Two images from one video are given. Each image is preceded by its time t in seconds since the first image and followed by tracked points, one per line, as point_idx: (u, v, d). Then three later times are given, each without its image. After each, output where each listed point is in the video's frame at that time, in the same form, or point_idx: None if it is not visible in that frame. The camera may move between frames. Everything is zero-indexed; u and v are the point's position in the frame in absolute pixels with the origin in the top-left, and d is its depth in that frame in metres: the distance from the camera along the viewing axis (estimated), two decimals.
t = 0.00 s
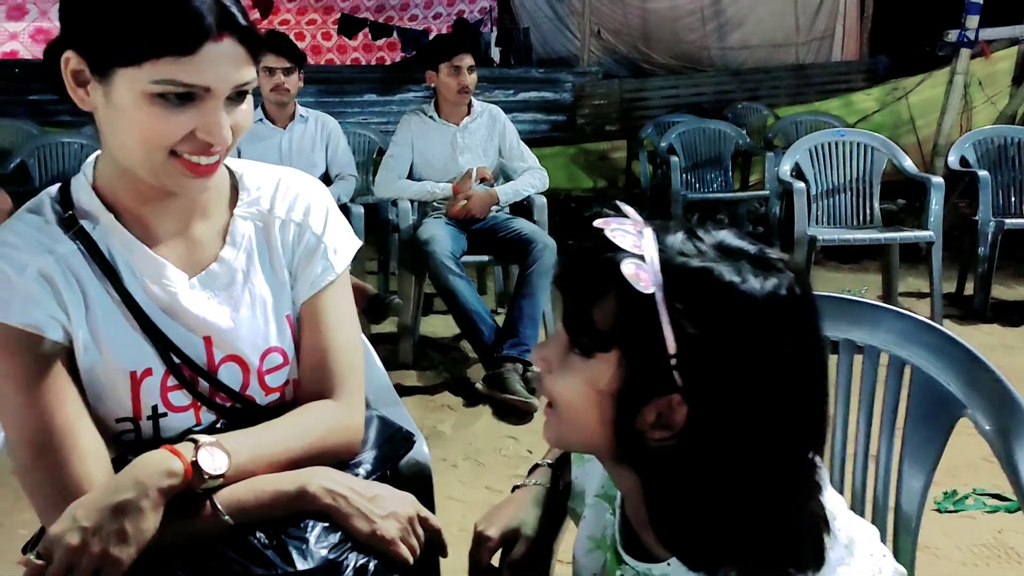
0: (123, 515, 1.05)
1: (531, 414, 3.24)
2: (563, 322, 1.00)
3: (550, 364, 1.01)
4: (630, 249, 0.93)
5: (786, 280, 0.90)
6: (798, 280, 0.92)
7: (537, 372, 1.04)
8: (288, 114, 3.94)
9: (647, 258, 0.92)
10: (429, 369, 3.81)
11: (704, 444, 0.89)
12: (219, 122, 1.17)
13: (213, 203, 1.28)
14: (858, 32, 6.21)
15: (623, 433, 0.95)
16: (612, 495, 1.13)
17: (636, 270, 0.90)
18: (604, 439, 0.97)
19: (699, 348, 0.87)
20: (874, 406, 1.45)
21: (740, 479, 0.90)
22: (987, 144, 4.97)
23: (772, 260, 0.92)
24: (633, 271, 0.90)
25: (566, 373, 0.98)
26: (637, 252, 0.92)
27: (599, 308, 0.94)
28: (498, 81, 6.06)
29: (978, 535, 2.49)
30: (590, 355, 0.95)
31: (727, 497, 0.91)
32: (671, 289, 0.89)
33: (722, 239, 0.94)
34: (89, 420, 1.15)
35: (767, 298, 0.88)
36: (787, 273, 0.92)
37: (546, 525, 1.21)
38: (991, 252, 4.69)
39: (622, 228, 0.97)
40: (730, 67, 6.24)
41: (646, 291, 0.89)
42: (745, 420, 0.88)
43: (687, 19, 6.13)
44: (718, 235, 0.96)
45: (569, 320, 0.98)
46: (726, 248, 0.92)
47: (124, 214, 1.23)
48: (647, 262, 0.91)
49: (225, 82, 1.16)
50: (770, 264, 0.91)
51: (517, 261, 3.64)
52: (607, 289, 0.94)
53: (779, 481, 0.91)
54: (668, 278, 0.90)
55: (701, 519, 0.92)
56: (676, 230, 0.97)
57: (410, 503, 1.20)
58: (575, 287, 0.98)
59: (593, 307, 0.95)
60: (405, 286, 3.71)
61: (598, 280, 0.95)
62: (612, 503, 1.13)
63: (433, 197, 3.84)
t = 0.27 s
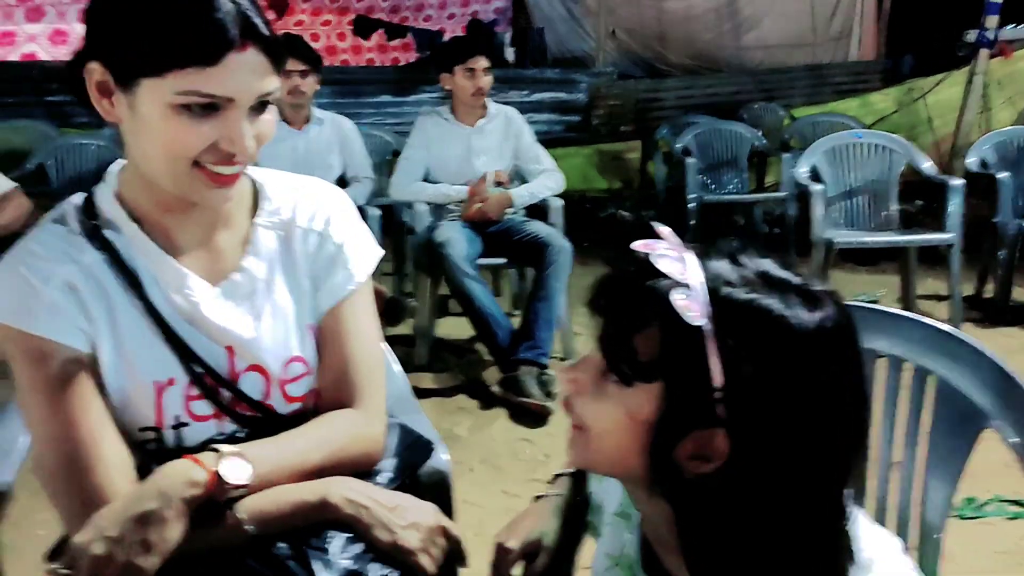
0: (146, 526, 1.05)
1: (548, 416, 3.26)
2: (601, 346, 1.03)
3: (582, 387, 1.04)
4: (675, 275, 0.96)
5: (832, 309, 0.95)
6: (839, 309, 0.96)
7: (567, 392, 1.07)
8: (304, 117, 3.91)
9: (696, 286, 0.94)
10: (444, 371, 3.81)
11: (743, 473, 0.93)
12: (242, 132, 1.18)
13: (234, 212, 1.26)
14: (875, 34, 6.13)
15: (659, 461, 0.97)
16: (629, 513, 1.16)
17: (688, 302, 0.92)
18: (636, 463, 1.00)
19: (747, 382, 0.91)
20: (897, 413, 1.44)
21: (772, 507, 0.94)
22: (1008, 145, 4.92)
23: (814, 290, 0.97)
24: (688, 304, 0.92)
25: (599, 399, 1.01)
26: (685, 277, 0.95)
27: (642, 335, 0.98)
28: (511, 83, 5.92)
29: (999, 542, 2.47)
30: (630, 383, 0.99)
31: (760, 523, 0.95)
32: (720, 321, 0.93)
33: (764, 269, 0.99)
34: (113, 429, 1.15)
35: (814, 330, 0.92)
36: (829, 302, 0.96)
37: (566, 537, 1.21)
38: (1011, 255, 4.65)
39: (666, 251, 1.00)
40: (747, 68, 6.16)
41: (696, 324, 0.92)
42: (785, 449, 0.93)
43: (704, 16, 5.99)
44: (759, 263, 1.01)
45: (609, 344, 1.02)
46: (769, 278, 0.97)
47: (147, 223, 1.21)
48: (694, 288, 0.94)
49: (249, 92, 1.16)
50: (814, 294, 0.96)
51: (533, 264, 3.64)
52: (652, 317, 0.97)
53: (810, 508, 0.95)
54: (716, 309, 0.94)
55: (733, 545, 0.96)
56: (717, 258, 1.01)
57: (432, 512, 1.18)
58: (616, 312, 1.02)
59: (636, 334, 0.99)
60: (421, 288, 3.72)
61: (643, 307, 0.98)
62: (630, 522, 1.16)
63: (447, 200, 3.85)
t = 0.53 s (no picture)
0: (179, 531, 1.08)
1: (567, 420, 3.26)
2: (634, 353, 1.04)
3: (618, 393, 1.05)
4: (702, 276, 0.97)
5: (858, 299, 0.97)
6: (865, 300, 0.98)
7: (604, 398, 1.08)
8: (326, 123, 3.98)
9: (721, 287, 0.96)
10: (465, 374, 3.83)
11: (783, 469, 0.94)
12: (246, 120, 1.20)
13: (263, 224, 1.30)
14: (896, 32, 6.13)
15: (700, 461, 0.99)
16: (665, 514, 1.16)
17: (716, 301, 0.94)
18: (679, 464, 1.01)
19: (778, 376, 0.92)
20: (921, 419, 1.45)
21: (814, 503, 0.95)
22: None
23: (838, 282, 0.98)
24: (716, 302, 0.94)
25: (635, 404, 1.03)
26: (711, 278, 0.97)
27: (675, 337, 0.99)
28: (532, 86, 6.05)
29: None
30: (664, 386, 1.00)
31: (805, 519, 0.95)
32: (748, 318, 0.94)
33: (788, 264, 1.01)
34: (147, 438, 1.17)
35: (841, 321, 0.94)
36: (853, 293, 0.98)
37: (591, 543, 1.23)
38: None
39: (690, 253, 1.01)
40: (764, 70, 6.21)
41: (726, 323, 0.93)
42: (824, 442, 0.93)
43: (722, 21, 6.11)
44: (784, 259, 1.04)
45: (640, 348, 1.02)
46: (795, 273, 0.99)
47: (179, 236, 1.26)
48: (722, 289, 0.96)
49: (249, 77, 1.19)
50: (839, 285, 0.98)
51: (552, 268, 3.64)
52: (682, 318, 0.98)
53: (852, 503, 0.95)
54: (744, 307, 0.95)
55: (780, 543, 0.96)
56: (742, 259, 1.03)
57: (458, 520, 1.22)
58: (646, 316, 1.02)
59: (668, 336, 0.99)
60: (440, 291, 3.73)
61: (671, 312, 0.99)
62: (665, 523, 1.15)
63: (467, 205, 3.86)
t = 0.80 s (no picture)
0: (202, 531, 1.09)
1: (584, 423, 3.25)
2: (655, 351, 1.06)
3: (639, 392, 1.06)
4: (723, 271, 0.99)
5: (879, 298, 0.98)
6: (885, 299, 1.00)
7: (625, 402, 1.09)
8: (343, 127, 3.98)
9: (741, 281, 0.98)
10: (482, 377, 3.84)
11: (802, 461, 0.94)
12: (255, 116, 1.22)
13: (282, 230, 1.32)
14: (915, 33, 6.11)
15: (720, 454, 0.99)
16: (683, 520, 1.17)
17: (736, 293, 0.95)
18: (701, 463, 1.01)
19: (798, 367, 0.93)
20: (942, 424, 1.44)
21: (833, 497, 0.95)
22: None
23: (858, 280, 1.00)
24: (738, 294, 0.95)
25: (655, 402, 1.04)
26: (731, 272, 0.99)
27: (697, 330, 1.00)
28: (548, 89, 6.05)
29: None
30: (684, 380, 1.01)
31: (824, 512, 0.96)
32: (770, 313, 0.96)
33: (808, 265, 1.03)
34: (170, 442, 1.19)
35: (861, 317, 0.95)
36: (872, 293, 0.99)
37: (609, 547, 1.23)
38: None
39: (711, 251, 1.03)
40: (782, 72, 6.18)
41: (747, 314, 0.94)
42: (843, 436, 0.94)
43: (739, 22, 6.09)
44: (803, 261, 1.05)
45: (661, 344, 1.04)
46: (815, 273, 1.01)
47: (202, 241, 1.28)
48: (742, 284, 0.97)
49: (255, 74, 1.21)
50: (859, 283, 0.99)
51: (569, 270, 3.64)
52: (704, 312, 1.00)
53: (870, 496, 0.96)
54: (765, 303, 0.97)
55: (798, 536, 0.97)
56: (762, 262, 1.05)
57: (475, 522, 1.23)
58: (668, 315, 1.04)
59: (690, 330, 1.01)
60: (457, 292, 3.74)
61: (692, 310, 1.02)
62: (684, 529, 1.16)
63: (485, 208, 3.88)
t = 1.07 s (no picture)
0: (215, 528, 1.10)
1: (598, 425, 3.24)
2: (649, 374, 1.04)
3: (634, 414, 1.05)
4: (719, 295, 0.97)
5: (878, 325, 0.98)
6: (883, 322, 0.99)
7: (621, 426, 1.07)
8: (356, 129, 3.99)
9: (736, 307, 0.96)
10: (495, 379, 3.84)
11: (796, 489, 0.94)
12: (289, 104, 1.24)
13: (297, 229, 1.33)
14: (930, 34, 6.06)
15: (712, 480, 0.98)
16: (685, 534, 1.19)
17: (730, 321, 0.94)
18: (691, 484, 1.01)
19: (791, 397, 0.92)
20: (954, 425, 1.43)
21: (824, 523, 0.95)
22: None
23: (856, 305, 1.00)
24: (731, 321, 0.94)
25: (652, 425, 1.03)
26: (729, 301, 0.97)
27: (689, 355, 0.99)
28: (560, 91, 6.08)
29: None
30: (679, 406, 1.00)
31: (818, 535, 0.96)
32: (764, 341, 0.94)
33: (807, 287, 1.02)
34: (183, 439, 1.20)
35: (857, 343, 0.94)
36: (872, 317, 0.99)
37: (619, 548, 1.22)
38: None
39: (707, 273, 1.01)
40: (795, 72, 6.16)
41: (739, 341, 0.92)
42: (843, 455, 0.94)
43: (752, 23, 6.08)
44: (802, 282, 1.04)
45: (657, 368, 1.03)
46: (813, 295, 1.00)
47: (215, 236, 1.28)
48: (738, 310, 0.95)
49: (297, 66, 1.25)
50: (858, 308, 0.99)
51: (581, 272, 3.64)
52: (698, 337, 0.99)
53: (862, 521, 0.96)
54: (760, 328, 0.96)
55: (786, 554, 0.97)
56: (759, 280, 1.04)
57: (486, 523, 1.24)
58: (664, 335, 1.03)
59: (682, 356, 1.00)
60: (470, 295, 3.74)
61: (687, 339, 1.00)
62: (686, 542, 1.18)
63: (497, 210, 3.89)
